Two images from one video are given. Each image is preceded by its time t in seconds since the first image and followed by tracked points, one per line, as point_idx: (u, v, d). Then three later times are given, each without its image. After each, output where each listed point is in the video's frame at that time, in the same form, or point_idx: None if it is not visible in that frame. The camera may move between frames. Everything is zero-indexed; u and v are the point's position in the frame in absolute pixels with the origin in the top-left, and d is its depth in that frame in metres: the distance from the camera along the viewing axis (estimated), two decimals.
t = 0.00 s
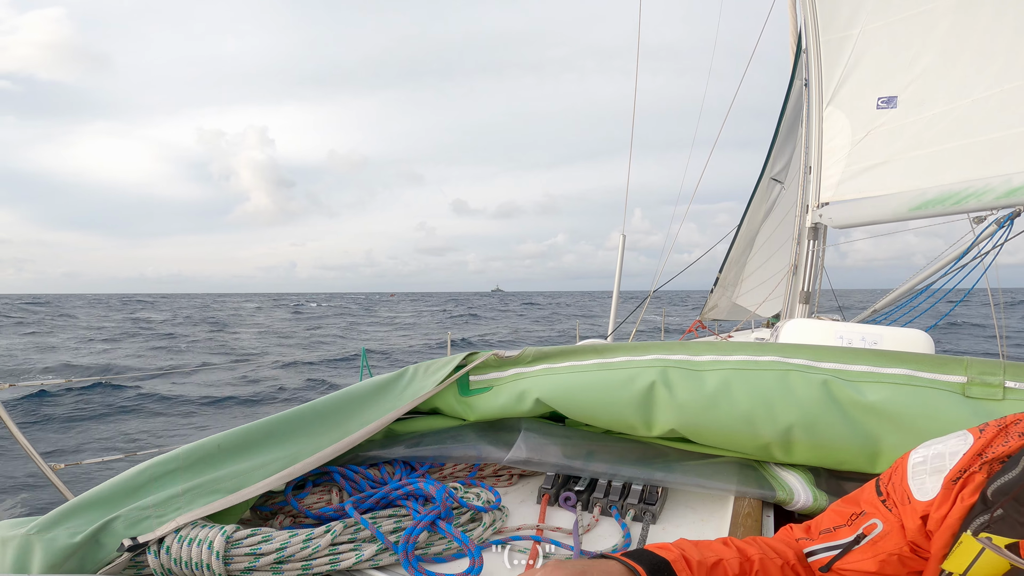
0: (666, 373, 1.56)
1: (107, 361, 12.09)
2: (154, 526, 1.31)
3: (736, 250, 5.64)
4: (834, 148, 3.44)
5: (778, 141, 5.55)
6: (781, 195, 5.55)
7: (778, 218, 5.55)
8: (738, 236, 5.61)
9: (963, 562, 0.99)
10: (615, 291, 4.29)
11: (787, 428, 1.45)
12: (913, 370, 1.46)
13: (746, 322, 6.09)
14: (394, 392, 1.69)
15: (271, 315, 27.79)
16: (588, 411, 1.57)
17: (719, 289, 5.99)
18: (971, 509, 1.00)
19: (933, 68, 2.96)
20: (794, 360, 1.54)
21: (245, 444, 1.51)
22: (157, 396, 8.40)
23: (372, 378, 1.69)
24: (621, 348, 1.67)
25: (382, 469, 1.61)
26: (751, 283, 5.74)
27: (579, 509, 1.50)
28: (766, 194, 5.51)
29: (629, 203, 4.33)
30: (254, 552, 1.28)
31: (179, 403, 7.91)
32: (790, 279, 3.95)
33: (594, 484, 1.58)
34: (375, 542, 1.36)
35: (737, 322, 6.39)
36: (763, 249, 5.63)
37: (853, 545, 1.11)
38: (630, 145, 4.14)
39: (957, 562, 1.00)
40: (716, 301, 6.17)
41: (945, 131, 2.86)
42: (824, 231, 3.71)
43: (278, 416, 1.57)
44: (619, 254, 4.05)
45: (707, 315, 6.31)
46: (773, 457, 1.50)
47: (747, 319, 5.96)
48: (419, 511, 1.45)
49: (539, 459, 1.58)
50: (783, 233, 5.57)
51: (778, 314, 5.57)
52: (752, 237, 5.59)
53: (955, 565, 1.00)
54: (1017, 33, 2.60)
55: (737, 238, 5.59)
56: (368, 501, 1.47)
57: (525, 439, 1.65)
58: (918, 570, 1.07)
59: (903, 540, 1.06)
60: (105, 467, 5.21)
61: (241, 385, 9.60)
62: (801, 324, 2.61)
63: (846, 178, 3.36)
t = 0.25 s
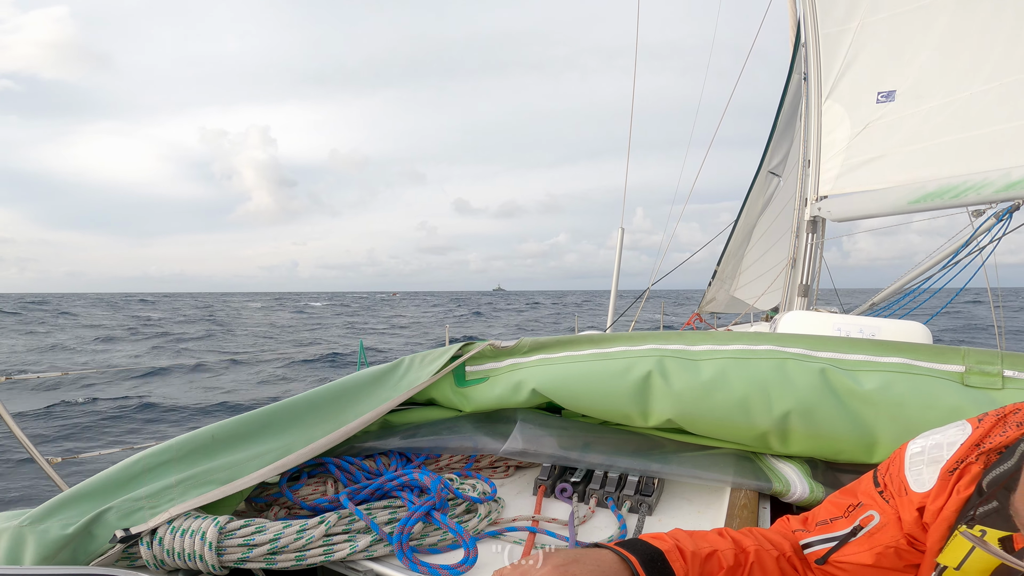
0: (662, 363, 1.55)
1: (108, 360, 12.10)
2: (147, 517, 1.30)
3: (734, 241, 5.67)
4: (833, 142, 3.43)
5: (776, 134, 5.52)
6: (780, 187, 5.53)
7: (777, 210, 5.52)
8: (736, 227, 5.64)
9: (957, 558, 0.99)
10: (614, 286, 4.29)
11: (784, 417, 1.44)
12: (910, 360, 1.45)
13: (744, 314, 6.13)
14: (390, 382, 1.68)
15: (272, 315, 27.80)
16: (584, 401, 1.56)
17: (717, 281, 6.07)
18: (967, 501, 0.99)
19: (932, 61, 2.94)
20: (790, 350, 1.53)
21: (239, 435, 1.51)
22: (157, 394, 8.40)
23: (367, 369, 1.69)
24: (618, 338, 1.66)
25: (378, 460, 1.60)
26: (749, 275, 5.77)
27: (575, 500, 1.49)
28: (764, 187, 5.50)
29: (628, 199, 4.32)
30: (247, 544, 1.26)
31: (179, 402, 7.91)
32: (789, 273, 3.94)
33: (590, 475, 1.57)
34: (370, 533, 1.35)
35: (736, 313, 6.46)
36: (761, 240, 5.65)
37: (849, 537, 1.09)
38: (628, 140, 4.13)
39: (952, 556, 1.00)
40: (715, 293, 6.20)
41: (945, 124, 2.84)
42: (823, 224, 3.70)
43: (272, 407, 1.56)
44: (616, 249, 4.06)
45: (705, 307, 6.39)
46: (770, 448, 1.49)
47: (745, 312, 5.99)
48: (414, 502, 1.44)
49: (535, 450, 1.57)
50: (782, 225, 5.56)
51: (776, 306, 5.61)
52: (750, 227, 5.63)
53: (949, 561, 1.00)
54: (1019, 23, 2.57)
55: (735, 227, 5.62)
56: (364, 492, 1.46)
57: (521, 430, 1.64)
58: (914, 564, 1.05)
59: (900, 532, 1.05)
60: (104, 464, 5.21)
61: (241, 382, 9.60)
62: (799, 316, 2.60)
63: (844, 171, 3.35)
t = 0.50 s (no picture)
0: (662, 357, 1.55)
1: (109, 360, 12.11)
2: (147, 513, 1.29)
3: (734, 237, 5.65)
4: (833, 137, 3.41)
5: (776, 130, 5.50)
6: (780, 182, 5.51)
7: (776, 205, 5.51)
8: (736, 223, 5.61)
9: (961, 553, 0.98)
10: (614, 284, 4.28)
11: (784, 412, 1.43)
12: (911, 354, 1.44)
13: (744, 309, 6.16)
14: (390, 377, 1.68)
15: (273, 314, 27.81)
16: (584, 396, 1.56)
17: (717, 277, 6.08)
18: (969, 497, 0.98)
19: (932, 56, 2.92)
20: (790, 344, 1.52)
21: (239, 431, 1.50)
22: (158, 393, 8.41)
23: (367, 365, 1.68)
24: (618, 333, 1.65)
25: (378, 456, 1.60)
26: (749, 270, 5.77)
27: (575, 495, 1.48)
28: (763, 183, 5.48)
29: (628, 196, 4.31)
30: (247, 540, 1.26)
31: (180, 401, 7.91)
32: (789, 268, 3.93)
33: (590, 470, 1.56)
34: (370, 529, 1.35)
35: (736, 308, 6.50)
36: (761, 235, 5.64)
37: (850, 533, 1.09)
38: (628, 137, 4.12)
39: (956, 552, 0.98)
40: (715, 289, 6.20)
41: (946, 119, 2.82)
42: (823, 219, 3.69)
43: (272, 402, 1.56)
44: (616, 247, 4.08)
45: (705, 303, 6.41)
46: (770, 443, 1.48)
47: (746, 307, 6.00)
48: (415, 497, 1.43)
49: (535, 445, 1.56)
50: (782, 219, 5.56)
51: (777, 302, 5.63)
52: (750, 222, 5.61)
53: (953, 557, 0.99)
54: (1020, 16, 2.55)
55: (736, 222, 5.59)
56: (364, 487, 1.45)
57: (522, 425, 1.64)
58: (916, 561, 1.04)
59: (902, 527, 1.04)
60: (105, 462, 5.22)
61: (242, 381, 9.60)
62: (799, 311, 2.60)
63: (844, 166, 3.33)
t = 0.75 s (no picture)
0: (665, 355, 1.54)
1: (111, 360, 12.12)
2: (148, 514, 1.29)
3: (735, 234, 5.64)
4: (834, 134, 3.39)
5: (777, 126, 5.45)
6: (781, 179, 5.48)
7: (777, 202, 5.49)
8: (737, 220, 5.60)
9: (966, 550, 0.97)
10: (616, 283, 4.27)
11: (788, 410, 1.42)
12: (915, 352, 1.43)
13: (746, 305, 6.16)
14: (392, 375, 1.67)
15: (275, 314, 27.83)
16: (586, 394, 1.55)
17: (719, 273, 6.08)
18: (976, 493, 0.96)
19: (935, 52, 2.90)
20: (794, 341, 1.51)
21: (240, 431, 1.50)
22: (160, 393, 8.42)
23: (368, 364, 1.68)
24: (620, 330, 1.64)
25: (380, 455, 1.59)
26: (750, 267, 5.78)
27: (578, 494, 1.47)
28: (764, 180, 5.44)
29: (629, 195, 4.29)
30: (248, 540, 1.25)
31: (181, 400, 7.92)
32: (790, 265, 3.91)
33: (593, 468, 1.55)
34: (372, 528, 1.34)
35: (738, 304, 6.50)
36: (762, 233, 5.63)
37: (857, 530, 1.07)
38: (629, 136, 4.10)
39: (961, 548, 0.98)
40: (716, 286, 6.20)
41: (948, 115, 2.80)
42: (825, 215, 3.67)
43: (273, 401, 1.56)
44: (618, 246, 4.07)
45: (706, 299, 6.42)
46: (774, 441, 1.46)
47: (748, 303, 6.00)
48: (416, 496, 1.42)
49: (538, 444, 1.55)
50: (784, 216, 5.54)
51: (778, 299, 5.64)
52: (751, 220, 5.60)
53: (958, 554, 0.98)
54: None
55: (736, 221, 5.58)
56: (365, 487, 1.45)
57: (524, 423, 1.63)
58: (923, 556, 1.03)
59: (911, 524, 1.03)
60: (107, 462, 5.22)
61: (243, 381, 9.60)
62: (800, 308, 2.58)
63: (846, 163, 3.31)
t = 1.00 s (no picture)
0: (667, 353, 1.52)
1: (113, 361, 12.13)
2: (146, 515, 1.27)
3: (736, 232, 5.63)
4: (835, 131, 3.37)
5: (778, 123, 5.43)
6: (782, 176, 5.45)
7: (778, 199, 5.47)
8: (738, 218, 5.58)
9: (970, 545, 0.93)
10: (618, 283, 4.25)
11: (793, 409, 1.40)
12: (921, 348, 1.41)
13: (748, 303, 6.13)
14: (391, 374, 1.66)
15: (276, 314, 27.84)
16: (587, 392, 1.53)
17: (720, 271, 6.07)
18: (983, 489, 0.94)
19: (937, 48, 2.87)
20: (797, 338, 1.49)
21: (239, 431, 1.48)
22: (161, 394, 8.42)
23: (367, 363, 1.66)
24: (621, 328, 1.63)
25: (380, 454, 1.58)
26: (751, 264, 5.77)
27: (580, 493, 1.45)
28: (765, 176, 5.42)
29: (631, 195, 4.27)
30: (247, 541, 1.24)
31: (182, 401, 7.91)
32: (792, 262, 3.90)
33: (595, 467, 1.54)
34: (372, 529, 1.32)
35: (740, 301, 6.48)
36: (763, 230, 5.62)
37: (865, 529, 1.06)
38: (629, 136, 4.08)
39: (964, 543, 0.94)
40: (717, 283, 6.18)
41: (951, 111, 2.78)
42: (827, 213, 3.66)
43: (272, 401, 1.54)
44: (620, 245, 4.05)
45: (708, 297, 6.40)
46: (778, 440, 1.45)
47: (750, 301, 5.98)
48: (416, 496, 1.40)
49: (539, 442, 1.54)
50: (785, 212, 5.52)
51: (780, 297, 5.62)
52: (752, 217, 5.58)
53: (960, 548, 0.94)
54: None
55: (737, 219, 5.57)
56: (365, 486, 1.43)
57: (525, 422, 1.62)
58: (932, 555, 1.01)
59: (920, 521, 1.01)
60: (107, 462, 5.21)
61: (243, 381, 9.60)
62: (803, 304, 2.56)
63: (848, 160, 3.29)
